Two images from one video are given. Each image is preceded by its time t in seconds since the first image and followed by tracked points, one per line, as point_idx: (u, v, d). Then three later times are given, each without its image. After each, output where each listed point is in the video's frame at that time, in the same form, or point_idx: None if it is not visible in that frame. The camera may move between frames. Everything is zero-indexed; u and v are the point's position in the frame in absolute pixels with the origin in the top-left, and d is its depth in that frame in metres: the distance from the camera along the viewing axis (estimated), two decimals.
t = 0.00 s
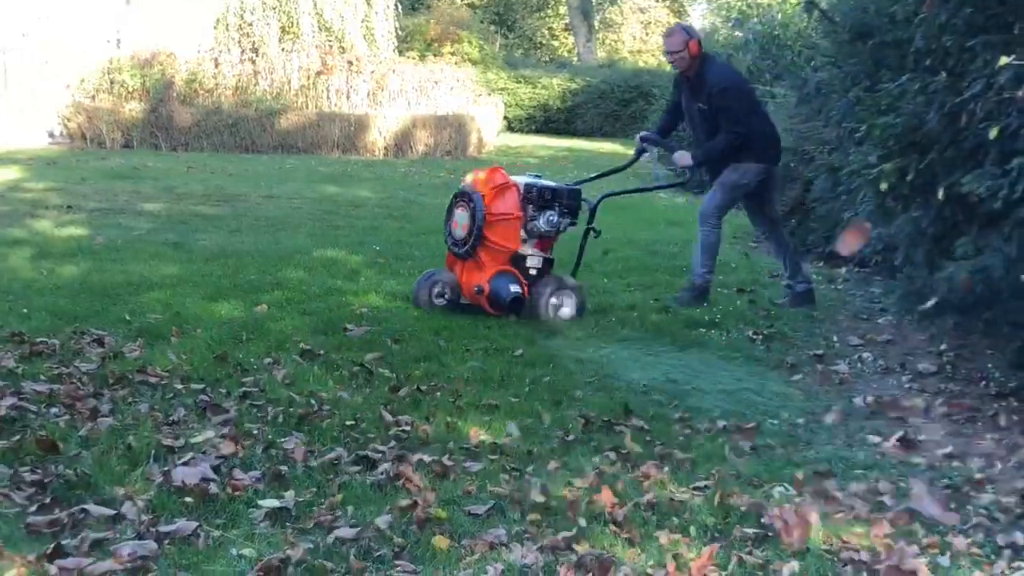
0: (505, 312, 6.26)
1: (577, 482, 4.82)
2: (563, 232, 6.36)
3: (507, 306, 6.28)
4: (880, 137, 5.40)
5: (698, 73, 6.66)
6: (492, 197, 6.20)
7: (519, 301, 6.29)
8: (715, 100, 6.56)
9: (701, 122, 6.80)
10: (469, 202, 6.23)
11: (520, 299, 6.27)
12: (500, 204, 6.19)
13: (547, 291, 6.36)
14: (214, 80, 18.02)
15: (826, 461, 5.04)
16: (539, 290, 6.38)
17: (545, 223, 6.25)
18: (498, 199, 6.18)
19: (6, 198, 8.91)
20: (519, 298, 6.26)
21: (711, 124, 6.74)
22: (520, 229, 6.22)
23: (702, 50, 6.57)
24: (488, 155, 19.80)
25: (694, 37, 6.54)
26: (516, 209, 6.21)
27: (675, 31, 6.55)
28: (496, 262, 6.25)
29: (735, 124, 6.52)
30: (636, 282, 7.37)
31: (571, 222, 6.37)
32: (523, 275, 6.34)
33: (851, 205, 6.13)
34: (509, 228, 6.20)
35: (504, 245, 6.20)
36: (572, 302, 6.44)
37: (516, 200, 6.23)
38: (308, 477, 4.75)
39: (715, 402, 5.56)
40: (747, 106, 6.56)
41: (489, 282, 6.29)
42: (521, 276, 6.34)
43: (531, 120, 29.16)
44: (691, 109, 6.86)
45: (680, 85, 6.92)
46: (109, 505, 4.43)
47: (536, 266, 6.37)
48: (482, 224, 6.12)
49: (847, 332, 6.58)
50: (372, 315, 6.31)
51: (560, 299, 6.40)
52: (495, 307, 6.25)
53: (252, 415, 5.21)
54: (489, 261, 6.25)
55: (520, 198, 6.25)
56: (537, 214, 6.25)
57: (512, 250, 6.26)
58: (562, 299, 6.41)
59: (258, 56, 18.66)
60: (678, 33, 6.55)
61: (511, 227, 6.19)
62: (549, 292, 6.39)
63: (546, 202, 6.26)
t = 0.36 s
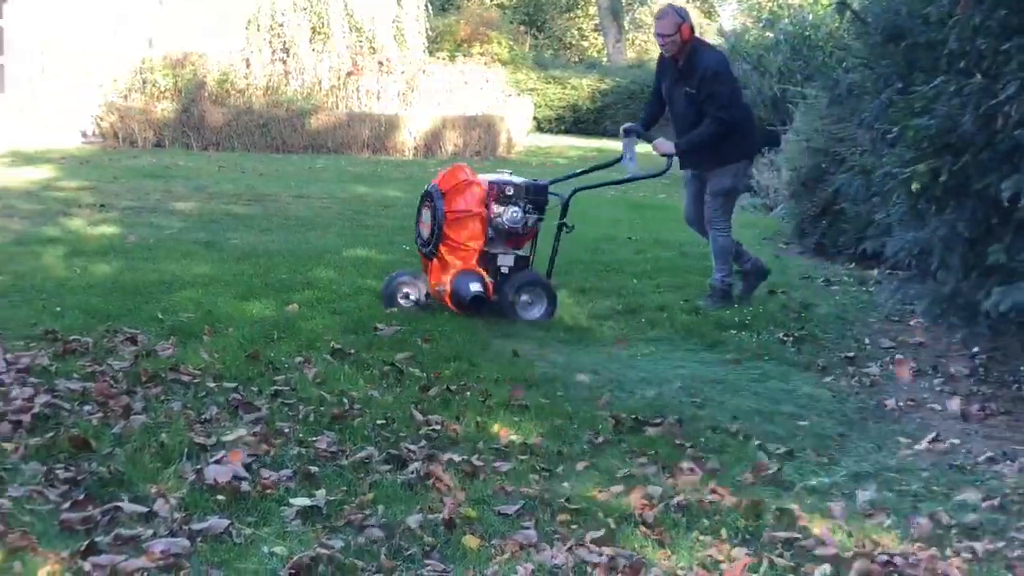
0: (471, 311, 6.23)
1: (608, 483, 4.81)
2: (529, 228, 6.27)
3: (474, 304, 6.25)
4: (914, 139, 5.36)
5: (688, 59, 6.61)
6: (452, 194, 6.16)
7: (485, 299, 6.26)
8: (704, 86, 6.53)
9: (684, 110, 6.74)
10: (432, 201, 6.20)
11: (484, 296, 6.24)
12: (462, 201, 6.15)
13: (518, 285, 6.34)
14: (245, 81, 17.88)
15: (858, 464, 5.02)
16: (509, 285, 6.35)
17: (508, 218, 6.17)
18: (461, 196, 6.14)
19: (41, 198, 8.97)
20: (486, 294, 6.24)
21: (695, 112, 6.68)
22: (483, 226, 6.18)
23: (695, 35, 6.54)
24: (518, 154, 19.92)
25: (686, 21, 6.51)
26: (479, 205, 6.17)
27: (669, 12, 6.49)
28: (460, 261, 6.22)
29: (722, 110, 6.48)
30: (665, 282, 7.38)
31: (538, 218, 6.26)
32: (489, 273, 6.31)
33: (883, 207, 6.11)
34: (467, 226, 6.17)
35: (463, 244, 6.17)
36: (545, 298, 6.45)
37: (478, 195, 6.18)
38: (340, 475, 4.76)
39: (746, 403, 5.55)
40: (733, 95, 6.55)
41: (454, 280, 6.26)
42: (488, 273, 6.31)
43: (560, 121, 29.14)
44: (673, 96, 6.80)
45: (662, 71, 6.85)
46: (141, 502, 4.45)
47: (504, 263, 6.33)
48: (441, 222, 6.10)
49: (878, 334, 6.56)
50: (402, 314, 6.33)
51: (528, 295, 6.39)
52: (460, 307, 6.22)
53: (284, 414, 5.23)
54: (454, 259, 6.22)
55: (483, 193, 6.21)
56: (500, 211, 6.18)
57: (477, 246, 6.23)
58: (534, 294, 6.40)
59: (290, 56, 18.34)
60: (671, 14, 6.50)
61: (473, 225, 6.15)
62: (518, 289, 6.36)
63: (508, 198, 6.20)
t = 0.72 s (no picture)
0: (452, 309, 6.19)
1: (661, 483, 4.79)
2: (516, 225, 6.24)
3: (456, 303, 6.19)
4: (970, 141, 5.30)
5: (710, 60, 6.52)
6: (436, 193, 6.19)
7: (468, 298, 6.21)
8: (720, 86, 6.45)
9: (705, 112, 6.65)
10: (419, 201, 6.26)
11: (464, 297, 6.17)
12: (445, 200, 6.16)
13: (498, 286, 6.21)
14: (298, 80, 17.80)
15: (916, 467, 4.95)
16: (495, 285, 6.26)
17: (492, 218, 6.18)
18: (444, 194, 6.17)
19: (99, 195, 9.08)
20: (466, 295, 6.16)
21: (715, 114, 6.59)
22: (465, 225, 6.16)
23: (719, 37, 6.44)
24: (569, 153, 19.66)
25: (713, 22, 6.40)
26: (461, 204, 6.17)
27: (693, 14, 6.39)
28: (442, 260, 6.20)
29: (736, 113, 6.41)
30: (718, 283, 7.35)
31: (523, 216, 6.22)
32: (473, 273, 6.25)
33: (939, 208, 6.04)
34: (449, 225, 6.15)
35: (442, 243, 6.15)
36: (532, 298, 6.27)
37: (460, 195, 6.18)
38: (393, 472, 4.77)
39: (800, 405, 5.50)
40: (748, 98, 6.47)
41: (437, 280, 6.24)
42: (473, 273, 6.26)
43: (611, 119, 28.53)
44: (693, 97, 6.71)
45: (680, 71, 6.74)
46: (197, 497, 4.48)
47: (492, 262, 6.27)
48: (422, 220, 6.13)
49: (934, 336, 6.48)
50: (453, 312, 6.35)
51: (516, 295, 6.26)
52: (440, 306, 6.19)
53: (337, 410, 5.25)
54: (439, 258, 6.21)
55: (469, 192, 6.21)
56: (484, 210, 6.18)
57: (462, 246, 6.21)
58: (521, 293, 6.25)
59: (342, 55, 18.29)
60: (695, 16, 6.39)
61: (454, 223, 6.13)
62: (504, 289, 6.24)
63: (491, 196, 6.19)
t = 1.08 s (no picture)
0: (464, 303, 6.16)
1: (733, 482, 4.75)
2: (528, 216, 6.22)
3: (468, 297, 6.16)
4: None
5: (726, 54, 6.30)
6: (444, 187, 6.19)
7: (480, 291, 6.17)
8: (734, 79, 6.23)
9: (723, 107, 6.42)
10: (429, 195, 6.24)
11: (475, 290, 6.14)
12: (454, 193, 6.14)
13: (511, 278, 6.22)
14: (370, 76, 17.68)
15: (996, 469, 4.86)
16: (507, 277, 6.24)
17: (500, 209, 6.16)
18: (453, 188, 6.15)
19: (173, 189, 9.18)
20: (478, 288, 6.14)
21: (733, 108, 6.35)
22: (476, 218, 6.13)
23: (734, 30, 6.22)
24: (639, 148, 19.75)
25: (727, 15, 6.19)
26: (471, 197, 6.14)
27: (707, 7, 6.19)
28: (454, 254, 6.17)
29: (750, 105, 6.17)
30: (790, 281, 7.28)
31: (533, 207, 6.20)
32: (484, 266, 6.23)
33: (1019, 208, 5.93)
34: (459, 218, 6.13)
35: (452, 237, 6.12)
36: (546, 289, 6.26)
37: (470, 188, 6.16)
38: (465, 467, 4.77)
39: (874, 405, 5.43)
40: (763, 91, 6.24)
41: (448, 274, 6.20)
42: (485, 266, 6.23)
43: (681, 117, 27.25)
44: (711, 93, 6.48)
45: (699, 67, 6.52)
46: (270, 489, 4.52)
47: (505, 254, 6.25)
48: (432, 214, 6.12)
49: (1012, 337, 6.37)
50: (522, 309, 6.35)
51: (529, 287, 6.25)
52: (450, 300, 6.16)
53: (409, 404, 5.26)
54: (449, 252, 6.18)
55: (478, 185, 6.20)
56: (493, 202, 6.17)
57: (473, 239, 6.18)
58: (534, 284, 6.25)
59: (414, 52, 18.00)
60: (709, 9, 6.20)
61: (466, 216, 6.11)
62: (516, 282, 6.24)
63: (499, 188, 6.18)
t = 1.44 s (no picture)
0: (465, 296, 6.17)
1: (805, 480, 4.70)
2: (531, 210, 6.22)
3: (470, 290, 6.16)
4: None
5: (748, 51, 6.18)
6: (448, 180, 6.15)
7: (482, 284, 6.16)
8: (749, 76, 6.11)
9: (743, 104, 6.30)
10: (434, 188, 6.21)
11: (476, 284, 6.14)
12: (458, 186, 6.09)
13: (513, 271, 6.16)
14: (439, 71, 17.69)
15: None
16: (508, 272, 6.19)
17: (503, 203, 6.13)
18: (456, 181, 6.11)
19: (246, 183, 9.29)
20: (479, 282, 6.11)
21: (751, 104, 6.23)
22: (479, 212, 6.09)
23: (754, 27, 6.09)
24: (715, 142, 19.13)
25: (746, 12, 6.06)
26: (474, 190, 6.10)
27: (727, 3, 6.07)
28: (456, 248, 6.15)
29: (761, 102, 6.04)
30: (862, 280, 7.20)
31: (535, 201, 6.19)
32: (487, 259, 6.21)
33: None
34: (461, 213, 6.09)
35: (454, 231, 6.09)
36: (548, 284, 6.19)
37: (473, 181, 6.12)
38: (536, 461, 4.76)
39: (950, 405, 5.35)
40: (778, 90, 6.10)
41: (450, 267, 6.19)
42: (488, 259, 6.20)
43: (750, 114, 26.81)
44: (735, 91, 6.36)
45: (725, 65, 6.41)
46: (342, 481, 4.55)
47: (510, 248, 6.22)
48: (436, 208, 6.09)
49: None
50: (589, 306, 6.35)
51: (530, 281, 6.18)
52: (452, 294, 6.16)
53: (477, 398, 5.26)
54: (451, 245, 6.16)
55: (482, 178, 6.16)
56: (496, 196, 6.15)
57: (476, 233, 6.14)
58: (536, 280, 6.19)
59: (484, 48, 18.06)
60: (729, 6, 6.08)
61: (467, 210, 6.07)
62: (520, 275, 6.16)
63: (501, 181, 6.16)
